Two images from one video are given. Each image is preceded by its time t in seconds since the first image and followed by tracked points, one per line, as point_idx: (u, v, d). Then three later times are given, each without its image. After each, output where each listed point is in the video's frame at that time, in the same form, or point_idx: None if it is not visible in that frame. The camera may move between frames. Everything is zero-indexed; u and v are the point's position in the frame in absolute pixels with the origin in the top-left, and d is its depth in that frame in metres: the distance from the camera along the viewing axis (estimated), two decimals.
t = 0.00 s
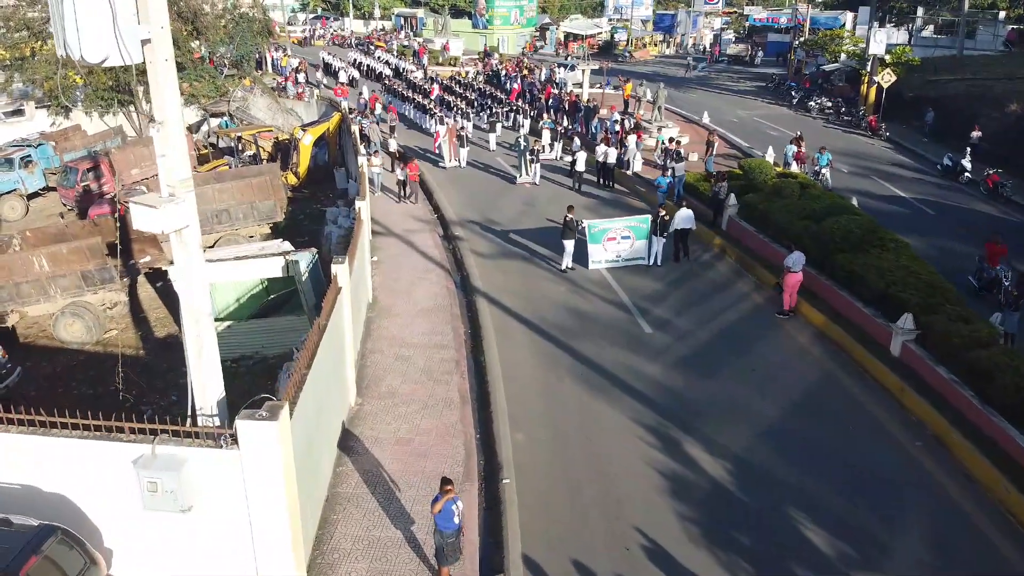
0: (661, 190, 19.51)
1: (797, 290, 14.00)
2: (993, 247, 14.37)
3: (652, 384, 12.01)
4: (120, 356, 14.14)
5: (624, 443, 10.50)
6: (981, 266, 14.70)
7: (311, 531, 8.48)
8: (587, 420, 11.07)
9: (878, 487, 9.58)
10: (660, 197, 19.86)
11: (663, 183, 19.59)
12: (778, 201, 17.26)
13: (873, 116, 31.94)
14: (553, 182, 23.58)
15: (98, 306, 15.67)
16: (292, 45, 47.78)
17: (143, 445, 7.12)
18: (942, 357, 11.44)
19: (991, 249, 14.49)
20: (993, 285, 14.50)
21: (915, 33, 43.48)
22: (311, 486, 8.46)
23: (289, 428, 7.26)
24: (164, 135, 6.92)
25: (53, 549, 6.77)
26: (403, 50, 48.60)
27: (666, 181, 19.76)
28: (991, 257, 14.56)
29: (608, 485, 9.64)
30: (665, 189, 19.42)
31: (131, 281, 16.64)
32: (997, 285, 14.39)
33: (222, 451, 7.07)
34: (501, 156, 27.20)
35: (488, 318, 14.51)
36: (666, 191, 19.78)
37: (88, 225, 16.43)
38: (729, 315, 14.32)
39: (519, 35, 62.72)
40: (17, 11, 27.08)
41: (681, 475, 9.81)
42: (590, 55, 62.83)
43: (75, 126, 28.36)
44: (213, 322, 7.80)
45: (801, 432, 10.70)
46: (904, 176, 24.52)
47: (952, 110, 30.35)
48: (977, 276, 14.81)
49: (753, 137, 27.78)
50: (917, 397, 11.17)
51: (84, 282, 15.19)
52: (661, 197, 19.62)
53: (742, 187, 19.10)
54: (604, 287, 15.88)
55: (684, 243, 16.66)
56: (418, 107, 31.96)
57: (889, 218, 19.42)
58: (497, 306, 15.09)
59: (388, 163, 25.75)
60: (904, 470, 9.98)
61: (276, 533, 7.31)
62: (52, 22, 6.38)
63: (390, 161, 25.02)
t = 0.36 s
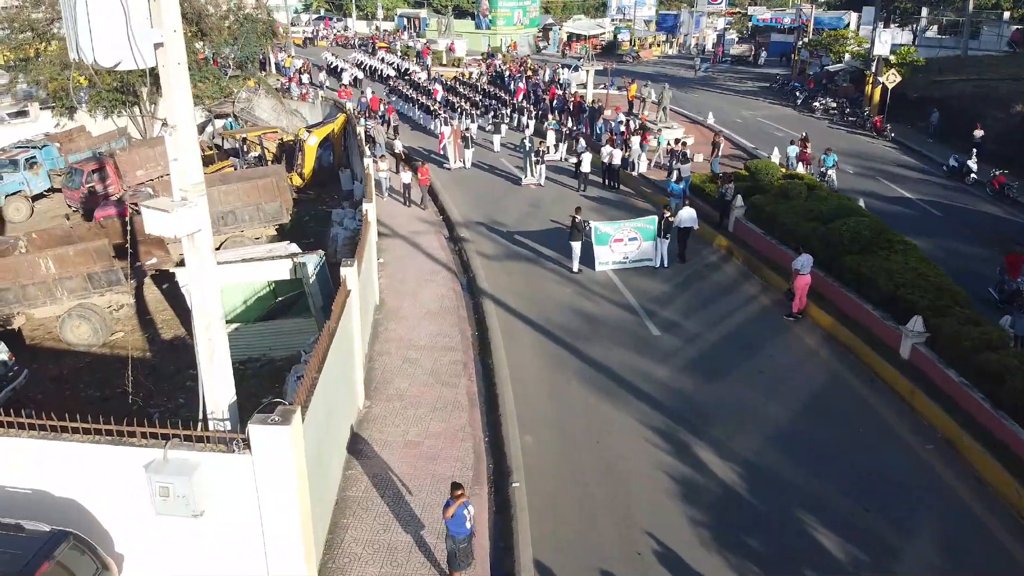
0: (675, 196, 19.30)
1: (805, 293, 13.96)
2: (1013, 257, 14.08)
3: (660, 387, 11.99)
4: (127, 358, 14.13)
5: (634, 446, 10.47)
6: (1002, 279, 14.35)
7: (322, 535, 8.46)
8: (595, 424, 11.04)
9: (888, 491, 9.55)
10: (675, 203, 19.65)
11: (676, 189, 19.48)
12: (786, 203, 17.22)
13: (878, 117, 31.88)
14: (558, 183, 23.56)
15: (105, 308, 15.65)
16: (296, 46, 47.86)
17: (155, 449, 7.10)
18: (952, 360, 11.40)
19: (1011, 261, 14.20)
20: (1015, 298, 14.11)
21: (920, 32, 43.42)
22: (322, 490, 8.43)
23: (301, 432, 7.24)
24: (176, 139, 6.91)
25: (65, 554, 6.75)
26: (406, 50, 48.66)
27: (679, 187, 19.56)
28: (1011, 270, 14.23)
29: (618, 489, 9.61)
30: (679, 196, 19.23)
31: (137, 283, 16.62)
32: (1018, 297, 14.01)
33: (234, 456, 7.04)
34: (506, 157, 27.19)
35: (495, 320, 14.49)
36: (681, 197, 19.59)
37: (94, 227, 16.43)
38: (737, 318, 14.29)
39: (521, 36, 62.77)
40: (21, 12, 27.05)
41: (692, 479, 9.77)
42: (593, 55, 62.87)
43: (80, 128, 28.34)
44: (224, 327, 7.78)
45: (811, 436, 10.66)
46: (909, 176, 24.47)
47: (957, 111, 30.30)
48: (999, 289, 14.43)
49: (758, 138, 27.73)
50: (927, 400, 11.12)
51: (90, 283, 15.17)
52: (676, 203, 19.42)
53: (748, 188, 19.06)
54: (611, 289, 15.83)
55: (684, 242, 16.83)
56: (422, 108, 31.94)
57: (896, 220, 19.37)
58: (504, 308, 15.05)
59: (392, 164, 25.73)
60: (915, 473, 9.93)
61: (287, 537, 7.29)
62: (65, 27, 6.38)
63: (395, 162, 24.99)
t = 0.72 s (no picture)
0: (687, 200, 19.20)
1: (809, 294, 13.97)
2: None
3: (665, 388, 12.00)
4: (132, 359, 14.14)
5: (639, 449, 10.46)
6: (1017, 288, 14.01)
7: (329, 537, 8.47)
8: (600, 425, 11.05)
9: (893, 492, 9.55)
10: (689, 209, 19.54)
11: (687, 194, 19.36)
12: (789, 204, 17.23)
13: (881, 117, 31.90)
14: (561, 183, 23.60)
15: (110, 310, 15.67)
16: (298, 47, 47.87)
17: (163, 451, 7.11)
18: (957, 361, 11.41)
19: None
20: None
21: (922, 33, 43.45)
22: (329, 491, 8.45)
23: (308, 434, 7.25)
24: (183, 141, 6.94)
25: (74, 556, 6.77)
26: (409, 51, 48.72)
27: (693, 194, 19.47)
28: None
29: (624, 491, 9.61)
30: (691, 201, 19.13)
31: (141, 284, 16.63)
32: None
33: (241, 458, 7.05)
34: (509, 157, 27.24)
35: (499, 321, 14.51)
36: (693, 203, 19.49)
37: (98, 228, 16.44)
38: (741, 319, 14.30)
39: (523, 36, 62.76)
40: (24, 13, 27.03)
41: (697, 482, 9.76)
42: (595, 55, 62.89)
43: (83, 129, 28.35)
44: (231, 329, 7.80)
45: (816, 438, 10.67)
46: (912, 177, 24.51)
47: (960, 111, 30.33)
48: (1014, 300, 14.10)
49: (761, 138, 27.77)
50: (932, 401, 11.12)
51: (95, 284, 15.17)
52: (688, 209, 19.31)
53: (751, 189, 19.07)
54: (615, 290, 15.84)
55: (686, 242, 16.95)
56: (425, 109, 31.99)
57: (899, 220, 19.39)
58: (508, 309, 15.05)
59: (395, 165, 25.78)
60: (920, 475, 9.92)
61: (294, 539, 7.31)
62: (74, 30, 6.42)
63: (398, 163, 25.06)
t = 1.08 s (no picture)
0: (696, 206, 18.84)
1: (811, 294, 13.99)
2: None
3: (667, 388, 12.03)
4: (137, 359, 14.22)
5: (641, 449, 10.49)
6: None
7: (332, 537, 8.51)
8: (602, 425, 11.09)
9: (895, 493, 9.56)
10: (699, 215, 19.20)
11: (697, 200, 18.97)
12: (791, 205, 17.26)
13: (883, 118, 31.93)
14: (563, 184, 23.64)
15: (113, 310, 15.72)
16: (300, 47, 47.98)
17: (167, 452, 7.15)
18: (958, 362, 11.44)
19: None
20: None
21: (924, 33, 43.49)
22: (332, 491, 8.48)
23: (311, 434, 7.29)
24: (188, 143, 6.98)
25: (79, 556, 6.81)
26: (411, 52, 48.77)
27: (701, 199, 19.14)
28: None
29: (625, 492, 9.63)
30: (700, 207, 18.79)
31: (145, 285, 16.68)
32: None
33: (245, 458, 7.08)
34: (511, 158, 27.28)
35: (501, 321, 14.55)
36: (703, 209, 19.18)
37: (102, 229, 16.50)
38: (743, 320, 14.33)
39: (525, 37, 62.76)
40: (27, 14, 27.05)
41: (699, 482, 9.79)
42: (596, 56, 62.92)
43: (86, 130, 28.41)
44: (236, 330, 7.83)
45: (817, 439, 10.68)
46: (914, 176, 24.58)
47: (961, 111, 30.36)
48: None
49: (763, 139, 27.81)
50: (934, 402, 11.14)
51: (98, 284, 15.22)
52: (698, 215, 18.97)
53: (753, 190, 19.10)
54: (617, 290, 15.88)
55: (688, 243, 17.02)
56: (427, 109, 32.04)
57: (901, 220, 19.41)
58: (510, 309, 15.09)
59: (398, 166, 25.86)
60: (921, 475, 9.95)
61: (298, 539, 7.35)
62: (80, 33, 6.47)
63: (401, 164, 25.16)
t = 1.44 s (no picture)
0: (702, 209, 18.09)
1: (812, 294, 14.00)
2: None
3: (667, 389, 12.04)
4: (139, 359, 14.26)
5: (641, 449, 10.51)
6: None
7: (333, 536, 8.53)
8: (602, 425, 11.11)
9: (895, 493, 9.57)
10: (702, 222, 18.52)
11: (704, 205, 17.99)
12: (791, 205, 17.27)
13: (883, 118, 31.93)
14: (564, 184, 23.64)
15: (115, 310, 15.75)
16: (301, 48, 48.03)
17: (169, 451, 7.17)
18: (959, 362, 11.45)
19: None
20: None
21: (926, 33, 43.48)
22: (333, 490, 8.51)
23: (312, 434, 7.31)
24: (190, 144, 7.01)
25: (81, 555, 6.83)
26: (412, 52, 48.80)
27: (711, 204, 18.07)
28: None
29: (626, 492, 9.65)
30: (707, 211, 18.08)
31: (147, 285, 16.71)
32: None
33: (246, 458, 7.11)
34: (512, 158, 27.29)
35: (501, 321, 14.57)
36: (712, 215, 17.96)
37: (103, 229, 16.53)
38: (744, 320, 14.33)
39: (526, 37, 62.76)
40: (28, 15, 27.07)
41: (700, 482, 9.81)
42: (597, 56, 62.91)
43: (87, 130, 28.44)
44: (237, 330, 7.86)
45: (817, 439, 10.69)
46: (914, 176, 24.59)
47: (963, 111, 30.36)
48: None
49: (765, 139, 27.81)
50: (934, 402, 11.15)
51: (99, 283, 15.25)
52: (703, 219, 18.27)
53: (753, 190, 19.11)
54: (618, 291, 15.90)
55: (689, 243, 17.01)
56: (428, 108, 32.07)
57: (902, 221, 19.42)
58: (511, 309, 15.11)
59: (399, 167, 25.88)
60: (921, 475, 9.96)
61: (299, 538, 7.37)
62: (82, 34, 6.50)
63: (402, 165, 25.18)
